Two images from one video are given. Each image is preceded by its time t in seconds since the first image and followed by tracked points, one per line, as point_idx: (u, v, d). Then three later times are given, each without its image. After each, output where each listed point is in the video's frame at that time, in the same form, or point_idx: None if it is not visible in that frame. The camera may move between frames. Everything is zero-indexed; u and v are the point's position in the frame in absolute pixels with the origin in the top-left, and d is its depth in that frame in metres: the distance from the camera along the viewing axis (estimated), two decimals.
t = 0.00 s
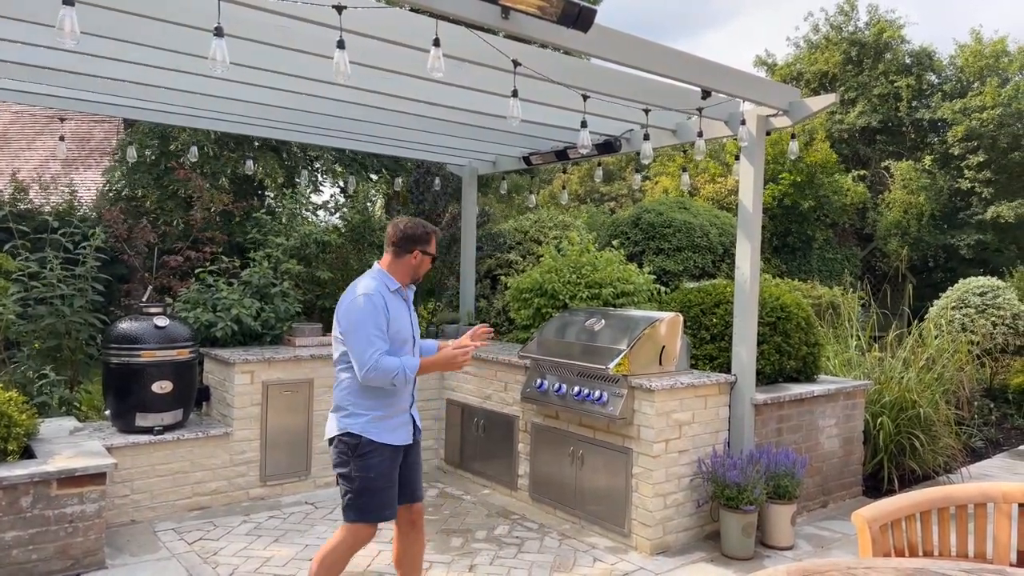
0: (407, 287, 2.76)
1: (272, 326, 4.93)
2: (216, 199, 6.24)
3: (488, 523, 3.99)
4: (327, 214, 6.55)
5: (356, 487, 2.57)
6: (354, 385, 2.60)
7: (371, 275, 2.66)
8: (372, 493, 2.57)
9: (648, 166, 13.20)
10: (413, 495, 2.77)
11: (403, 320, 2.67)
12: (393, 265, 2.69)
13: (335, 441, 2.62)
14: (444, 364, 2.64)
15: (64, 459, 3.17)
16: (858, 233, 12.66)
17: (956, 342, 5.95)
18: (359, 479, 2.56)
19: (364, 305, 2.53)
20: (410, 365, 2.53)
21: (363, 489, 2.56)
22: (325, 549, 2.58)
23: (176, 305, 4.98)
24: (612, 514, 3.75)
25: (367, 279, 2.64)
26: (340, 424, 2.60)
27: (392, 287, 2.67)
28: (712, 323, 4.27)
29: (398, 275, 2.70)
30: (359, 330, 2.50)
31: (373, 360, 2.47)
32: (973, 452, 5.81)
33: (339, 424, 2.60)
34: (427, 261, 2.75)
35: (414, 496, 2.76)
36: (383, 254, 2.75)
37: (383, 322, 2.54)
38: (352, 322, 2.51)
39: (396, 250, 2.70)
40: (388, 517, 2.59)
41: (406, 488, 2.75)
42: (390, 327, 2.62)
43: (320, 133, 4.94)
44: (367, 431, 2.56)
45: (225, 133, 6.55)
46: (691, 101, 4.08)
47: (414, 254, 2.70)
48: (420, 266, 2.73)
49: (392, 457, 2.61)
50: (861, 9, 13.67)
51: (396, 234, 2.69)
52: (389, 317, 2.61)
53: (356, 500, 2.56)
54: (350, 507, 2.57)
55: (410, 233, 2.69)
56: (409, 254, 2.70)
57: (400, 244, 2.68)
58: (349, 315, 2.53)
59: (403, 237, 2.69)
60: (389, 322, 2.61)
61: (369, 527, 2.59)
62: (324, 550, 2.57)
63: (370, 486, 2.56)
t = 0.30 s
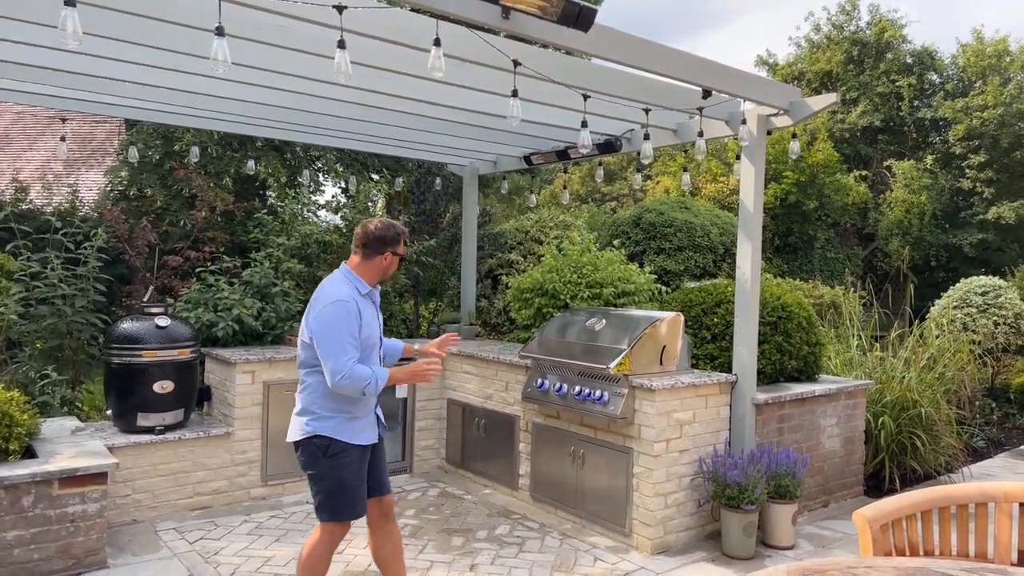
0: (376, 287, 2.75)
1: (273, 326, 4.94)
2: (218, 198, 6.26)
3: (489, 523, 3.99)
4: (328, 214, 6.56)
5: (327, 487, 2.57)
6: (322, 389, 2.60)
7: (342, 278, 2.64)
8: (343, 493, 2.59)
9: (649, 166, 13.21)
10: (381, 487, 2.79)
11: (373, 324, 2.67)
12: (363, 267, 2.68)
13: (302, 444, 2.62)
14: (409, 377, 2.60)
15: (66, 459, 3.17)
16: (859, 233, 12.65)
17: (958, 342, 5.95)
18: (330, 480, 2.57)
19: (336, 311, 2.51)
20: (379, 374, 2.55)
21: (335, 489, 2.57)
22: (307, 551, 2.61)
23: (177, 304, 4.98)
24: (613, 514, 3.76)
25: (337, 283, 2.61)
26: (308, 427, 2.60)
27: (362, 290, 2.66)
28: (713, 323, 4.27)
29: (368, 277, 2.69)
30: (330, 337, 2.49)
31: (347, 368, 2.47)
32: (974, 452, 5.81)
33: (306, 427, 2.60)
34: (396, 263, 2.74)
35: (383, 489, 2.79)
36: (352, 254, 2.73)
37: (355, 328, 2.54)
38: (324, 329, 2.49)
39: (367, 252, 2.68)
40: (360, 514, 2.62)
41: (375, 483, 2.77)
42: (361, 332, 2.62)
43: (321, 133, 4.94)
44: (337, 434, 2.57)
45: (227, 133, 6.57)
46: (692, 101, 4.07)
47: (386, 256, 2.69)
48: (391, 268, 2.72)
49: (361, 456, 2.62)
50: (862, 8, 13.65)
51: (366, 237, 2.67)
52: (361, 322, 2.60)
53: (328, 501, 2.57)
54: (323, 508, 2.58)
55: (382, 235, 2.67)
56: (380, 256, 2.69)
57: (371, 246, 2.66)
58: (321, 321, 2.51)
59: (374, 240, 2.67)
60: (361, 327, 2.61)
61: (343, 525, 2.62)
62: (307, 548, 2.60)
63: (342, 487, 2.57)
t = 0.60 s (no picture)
0: (359, 285, 2.79)
1: (275, 327, 4.95)
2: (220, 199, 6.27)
3: (491, 524, 3.99)
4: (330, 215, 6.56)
5: (321, 483, 2.60)
6: (314, 388, 2.63)
7: (329, 278, 2.65)
8: (339, 488, 2.61)
9: (651, 168, 13.21)
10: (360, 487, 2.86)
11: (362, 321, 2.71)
12: (348, 267, 2.70)
13: (293, 442, 2.63)
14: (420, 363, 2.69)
15: (69, 460, 3.18)
16: (861, 234, 12.64)
17: (960, 343, 5.94)
18: (326, 475, 2.59)
19: (333, 311, 2.53)
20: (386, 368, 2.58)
21: (331, 484, 2.59)
22: (307, 554, 2.65)
23: (180, 305, 4.99)
24: (614, 515, 3.76)
25: (326, 282, 2.62)
26: (302, 425, 2.62)
27: (350, 289, 2.69)
28: (714, 324, 4.27)
29: (354, 276, 2.72)
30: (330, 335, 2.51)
31: (354, 365, 2.49)
32: (977, 453, 5.80)
33: (299, 425, 2.62)
34: (380, 261, 2.78)
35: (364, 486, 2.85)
36: (335, 254, 2.73)
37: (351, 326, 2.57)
38: (324, 328, 2.50)
39: (353, 253, 2.70)
40: (354, 508, 2.66)
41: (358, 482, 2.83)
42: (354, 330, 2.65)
43: (324, 134, 4.95)
44: (331, 430, 2.61)
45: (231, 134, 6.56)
46: (694, 102, 4.07)
47: (373, 256, 2.72)
48: (372, 265, 2.75)
49: (350, 450, 2.67)
50: (864, 10, 13.63)
51: (351, 237, 2.69)
52: (355, 320, 2.64)
53: (325, 496, 2.60)
54: (320, 505, 2.61)
55: (367, 236, 2.69)
56: (366, 256, 2.72)
57: (357, 246, 2.68)
58: (321, 321, 2.52)
59: (360, 239, 2.69)
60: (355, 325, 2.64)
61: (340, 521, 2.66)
62: (308, 547, 2.64)
63: (338, 481, 2.61)
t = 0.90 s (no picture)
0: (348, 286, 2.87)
1: (275, 327, 4.95)
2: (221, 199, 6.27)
3: (491, 524, 3.98)
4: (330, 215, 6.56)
5: (321, 471, 2.67)
6: (310, 382, 2.71)
7: (318, 281, 2.72)
8: (338, 476, 2.69)
9: (652, 167, 13.21)
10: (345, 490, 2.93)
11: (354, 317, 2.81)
12: (335, 271, 2.76)
13: (292, 435, 2.70)
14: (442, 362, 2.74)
15: (70, 460, 3.18)
16: (862, 234, 12.64)
17: (962, 343, 5.93)
18: (327, 463, 2.67)
19: (330, 308, 2.63)
20: (404, 359, 2.66)
21: (332, 471, 2.67)
22: (308, 545, 2.62)
23: (180, 305, 4.99)
24: (615, 515, 3.75)
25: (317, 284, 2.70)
26: (301, 419, 2.69)
27: (341, 290, 2.78)
28: (715, 324, 4.26)
29: (339, 279, 2.78)
30: (331, 331, 2.61)
31: (368, 354, 2.62)
32: (978, 453, 5.79)
33: (298, 419, 2.69)
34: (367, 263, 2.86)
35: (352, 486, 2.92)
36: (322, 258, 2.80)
37: (351, 321, 2.70)
38: (328, 325, 2.60)
39: (340, 257, 2.76)
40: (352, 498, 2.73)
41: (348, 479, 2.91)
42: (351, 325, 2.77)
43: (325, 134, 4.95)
44: (330, 420, 2.70)
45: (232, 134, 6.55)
46: (695, 101, 4.07)
47: (358, 259, 2.77)
48: (361, 269, 2.82)
49: (346, 440, 2.77)
50: (865, 9, 13.60)
51: (337, 241, 2.75)
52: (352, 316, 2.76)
53: (325, 484, 2.66)
54: (320, 493, 2.66)
55: (353, 240, 2.76)
56: (351, 260, 2.77)
57: (343, 250, 2.75)
58: (326, 319, 2.62)
59: (346, 244, 2.75)
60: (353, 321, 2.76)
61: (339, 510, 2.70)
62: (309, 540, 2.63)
63: (338, 469, 2.69)
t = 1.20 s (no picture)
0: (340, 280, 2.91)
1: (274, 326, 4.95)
2: (219, 199, 6.26)
3: (491, 523, 3.98)
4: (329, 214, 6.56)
5: (313, 459, 2.70)
6: (305, 373, 2.74)
7: (310, 278, 2.76)
8: (331, 462, 2.73)
9: (650, 167, 13.21)
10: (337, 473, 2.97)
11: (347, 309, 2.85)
12: (325, 268, 2.79)
13: (290, 424, 2.74)
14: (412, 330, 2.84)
15: (69, 459, 3.17)
16: (860, 234, 12.66)
17: (960, 342, 5.94)
18: (321, 449, 2.71)
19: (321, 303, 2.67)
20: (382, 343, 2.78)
21: (324, 458, 2.71)
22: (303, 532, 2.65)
23: (179, 305, 4.98)
24: (614, 514, 3.76)
25: (308, 282, 2.74)
26: (297, 409, 2.73)
27: (333, 286, 2.81)
28: (715, 324, 4.26)
29: (329, 276, 2.81)
30: (324, 324, 2.66)
31: (357, 346, 2.68)
32: (977, 453, 5.80)
33: (296, 408, 2.73)
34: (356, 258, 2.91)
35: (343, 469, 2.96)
36: (312, 256, 2.83)
37: (344, 313, 2.75)
38: (322, 319, 2.65)
39: (329, 253, 2.79)
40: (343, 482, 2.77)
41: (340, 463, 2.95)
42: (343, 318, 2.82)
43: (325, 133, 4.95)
44: (327, 408, 2.75)
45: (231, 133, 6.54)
46: (695, 101, 4.07)
47: (347, 256, 2.81)
48: (351, 266, 2.86)
49: (341, 427, 2.81)
50: (864, 9, 13.61)
51: (325, 240, 2.78)
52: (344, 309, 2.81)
53: (317, 470, 2.71)
54: (313, 478, 2.70)
55: (341, 237, 2.79)
56: (338, 258, 2.80)
57: (330, 249, 2.78)
58: (320, 313, 2.66)
59: (333, 241, 2.78)
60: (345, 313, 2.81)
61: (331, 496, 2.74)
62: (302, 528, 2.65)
63: (331, 455, 2.73)
